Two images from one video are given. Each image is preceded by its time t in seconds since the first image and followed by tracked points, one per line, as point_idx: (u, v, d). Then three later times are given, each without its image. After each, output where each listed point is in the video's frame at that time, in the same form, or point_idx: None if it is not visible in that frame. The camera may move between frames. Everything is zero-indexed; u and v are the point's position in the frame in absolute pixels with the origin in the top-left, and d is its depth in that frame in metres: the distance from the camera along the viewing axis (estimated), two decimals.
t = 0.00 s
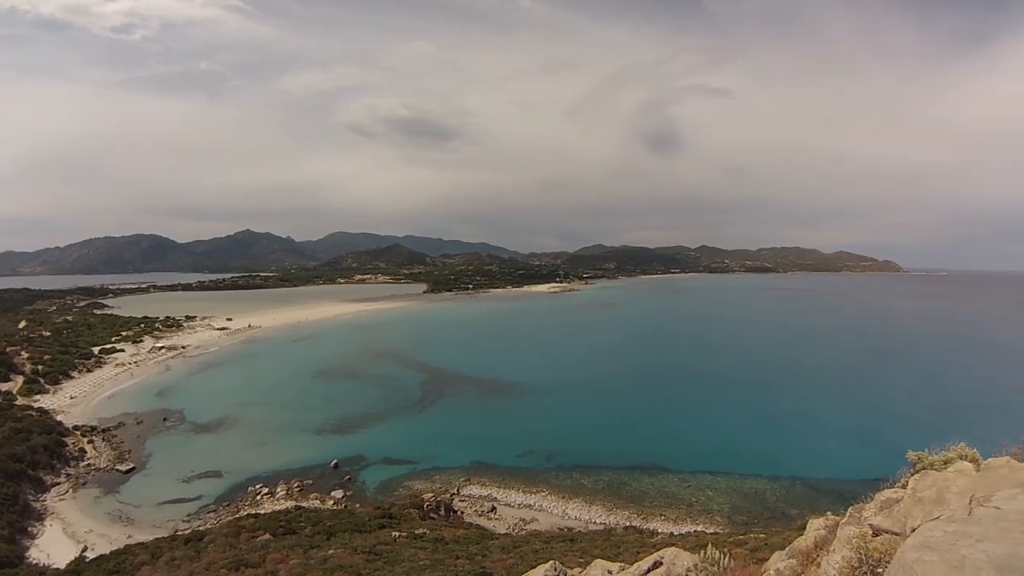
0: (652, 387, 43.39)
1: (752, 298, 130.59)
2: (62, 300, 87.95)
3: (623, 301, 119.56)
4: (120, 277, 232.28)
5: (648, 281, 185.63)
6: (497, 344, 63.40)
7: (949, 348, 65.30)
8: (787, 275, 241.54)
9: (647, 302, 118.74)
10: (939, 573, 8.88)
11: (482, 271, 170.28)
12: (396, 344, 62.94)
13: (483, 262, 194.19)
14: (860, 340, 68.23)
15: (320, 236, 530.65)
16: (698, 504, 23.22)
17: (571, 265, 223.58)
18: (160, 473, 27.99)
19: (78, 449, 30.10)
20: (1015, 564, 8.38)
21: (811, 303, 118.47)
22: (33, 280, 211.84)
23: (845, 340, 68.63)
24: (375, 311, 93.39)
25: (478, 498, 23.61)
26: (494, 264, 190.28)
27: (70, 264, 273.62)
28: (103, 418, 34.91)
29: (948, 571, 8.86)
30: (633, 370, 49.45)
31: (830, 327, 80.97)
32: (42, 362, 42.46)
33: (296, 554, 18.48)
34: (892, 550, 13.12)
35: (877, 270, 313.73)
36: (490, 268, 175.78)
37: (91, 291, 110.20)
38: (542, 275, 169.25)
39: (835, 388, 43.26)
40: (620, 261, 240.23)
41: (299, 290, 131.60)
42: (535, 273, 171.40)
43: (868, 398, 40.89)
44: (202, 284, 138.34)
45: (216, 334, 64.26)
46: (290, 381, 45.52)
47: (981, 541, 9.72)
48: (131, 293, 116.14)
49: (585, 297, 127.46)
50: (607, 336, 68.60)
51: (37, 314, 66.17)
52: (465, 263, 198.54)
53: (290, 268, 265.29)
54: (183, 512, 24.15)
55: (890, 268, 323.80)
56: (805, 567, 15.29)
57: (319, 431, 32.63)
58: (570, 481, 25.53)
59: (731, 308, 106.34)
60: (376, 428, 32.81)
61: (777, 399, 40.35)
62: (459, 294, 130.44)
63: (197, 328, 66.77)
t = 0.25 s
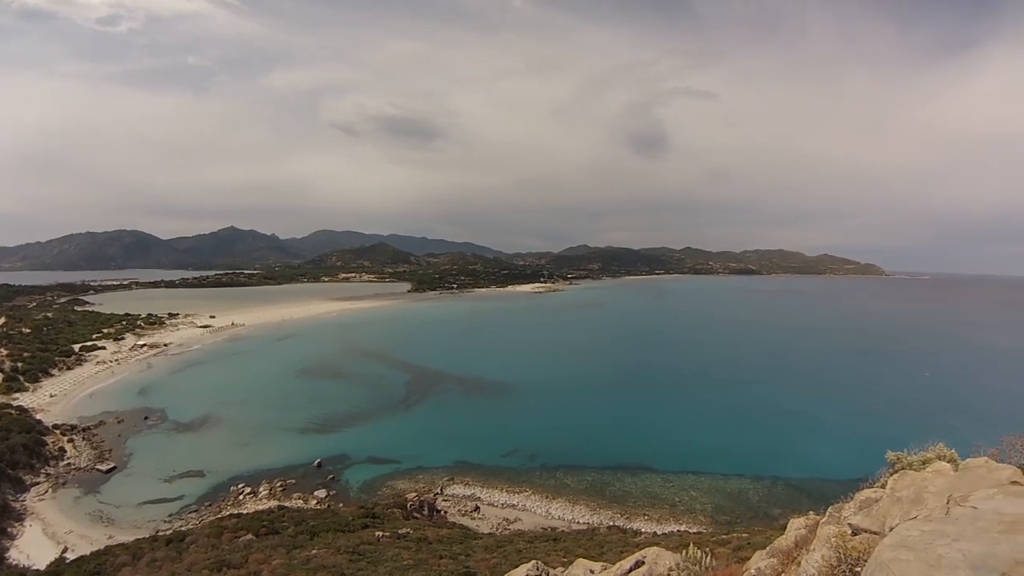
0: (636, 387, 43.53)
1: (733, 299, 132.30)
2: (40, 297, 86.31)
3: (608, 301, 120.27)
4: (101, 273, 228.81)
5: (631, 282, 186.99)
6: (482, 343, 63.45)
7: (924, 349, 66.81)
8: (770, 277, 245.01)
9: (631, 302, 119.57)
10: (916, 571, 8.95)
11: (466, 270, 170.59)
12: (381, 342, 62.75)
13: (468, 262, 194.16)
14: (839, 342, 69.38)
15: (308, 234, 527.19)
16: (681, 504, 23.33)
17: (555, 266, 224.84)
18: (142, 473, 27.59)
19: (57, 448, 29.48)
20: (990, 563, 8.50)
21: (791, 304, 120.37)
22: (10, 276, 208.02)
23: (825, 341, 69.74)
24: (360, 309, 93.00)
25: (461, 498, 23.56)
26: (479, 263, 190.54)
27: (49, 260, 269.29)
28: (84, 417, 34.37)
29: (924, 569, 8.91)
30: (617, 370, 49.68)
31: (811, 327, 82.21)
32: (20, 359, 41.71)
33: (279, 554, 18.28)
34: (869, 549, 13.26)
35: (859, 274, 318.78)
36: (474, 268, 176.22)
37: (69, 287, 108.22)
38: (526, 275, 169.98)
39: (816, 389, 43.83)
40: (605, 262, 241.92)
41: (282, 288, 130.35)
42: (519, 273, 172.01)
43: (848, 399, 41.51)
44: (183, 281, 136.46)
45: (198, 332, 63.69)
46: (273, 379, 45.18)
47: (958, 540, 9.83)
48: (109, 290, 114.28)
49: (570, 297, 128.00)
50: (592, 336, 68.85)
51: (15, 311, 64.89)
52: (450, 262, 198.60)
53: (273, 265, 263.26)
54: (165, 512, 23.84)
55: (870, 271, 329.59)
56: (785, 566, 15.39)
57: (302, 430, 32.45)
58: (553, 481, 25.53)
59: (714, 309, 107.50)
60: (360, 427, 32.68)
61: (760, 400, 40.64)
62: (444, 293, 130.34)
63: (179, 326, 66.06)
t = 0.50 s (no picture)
0: (625, 386, 43.68)
1: (718, 296, 133.66)
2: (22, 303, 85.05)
3: (596, 300, 120.92)
4: (86, 278, 226.17)
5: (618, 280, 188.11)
6: (471, 343, 63.54)
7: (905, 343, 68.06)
8: (756, 274, 247.87)
9: (619, 300, 120.27)
10: (902, 564, 8.89)
11: (454, 271, 170.74)
12: (370, 344, 62.66)
13: (455, 262, 194.33)
14: (824, 337, 70.29)
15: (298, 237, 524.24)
16: (673, 501, 23.43)
17: (542, 265, 225.79)
18: (132, 479, 27.30)
19: (45, 455, 29.06)
20: (976, 555, 8.52)
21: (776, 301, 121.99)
22: None
23: (810, 337, 70.65)
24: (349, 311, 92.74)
25: (453, 498, 23.53)
26: (467, 264, 190.70)
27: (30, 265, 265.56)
28: (71, 424, 33.98)
29: (910, 562, 8.87)
30: (607, 368, 49.89)
31: (797, 324, 83.19)
32: (5, 366, 41.17)
33: (270, 559, 18.11)
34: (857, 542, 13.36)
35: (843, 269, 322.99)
36: (461, 268, 176.46)
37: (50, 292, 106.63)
38: (513, 275, 170.47)
39: (803, 385, 44.27)
40: (592, 261, 243.23)
41: (269, 290, 129.40)
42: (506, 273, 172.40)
43: (834, 394, 42.01)
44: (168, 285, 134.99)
45: (185, 336, 63.25)
46: (262, 382, 44.90)
47: (943, 531, 9.94)
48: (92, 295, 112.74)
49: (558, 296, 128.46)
50: (581, 335, 69.05)
51: None
52: (437, 262, 198.60)
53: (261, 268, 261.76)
54: (156, 518, 23.61)
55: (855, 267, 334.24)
56: (775, 560, 15.49)
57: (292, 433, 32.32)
58: (544, 480, 25.54)
59: (700, 306, 108.48)
60: (350, 429, 32.60)
61: (749, 397, 40.88)
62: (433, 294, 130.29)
63: (166, 330, 65.55)
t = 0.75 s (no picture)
0: (606, 384, 43.91)
1: (696, 295, 135.42)
2: None
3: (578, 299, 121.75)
4: (58, 279, 221.69)
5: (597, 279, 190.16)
6: (453, 343, 63.53)
7: (878, 339, 69.76)
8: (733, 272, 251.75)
9: (601, 299, 121.40)
10: (878, 556, 9.04)
11: (433, 271, 170.99)
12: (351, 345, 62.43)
13: (435, 262, 194.12)
14: (801, 334, 71.61)
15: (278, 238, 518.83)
16: (654, 498, 23.55)
17: (522, 264, 227.44)
18: (110, 486, 26.78)
19: (19, 463, 28.37)
20: (948, 546, 8.81)
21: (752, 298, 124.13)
22: None
23: (787, 333, 71.93)
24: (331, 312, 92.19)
25: (434, 499, 23.47)
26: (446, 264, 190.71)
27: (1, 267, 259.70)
28: (46, 430, 33.33)
29: (884, 554, 9.05)
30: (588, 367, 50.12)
31: (774, 321, 84.51)
32: None
33: (251, 563, 17.85)
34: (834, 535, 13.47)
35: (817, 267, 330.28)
36: (441, 268, 176.79)
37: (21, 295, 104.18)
38: (492, 274, 171.31)
39: (783, 381, 44.86)
40: (571, 260, 245.77)
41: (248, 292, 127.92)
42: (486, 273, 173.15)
43: (812, 390, 42.66)
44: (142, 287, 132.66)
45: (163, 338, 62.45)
46: (241, 385, 44.48)
47: (916, 523, 10.12)
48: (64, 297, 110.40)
49: (540, 296, 129.19)
50: (563, 334, 69.31)
51: None
52: (417, 262, 198.72)
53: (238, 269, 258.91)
54: (135, 525, 23.21)
55: (830, 266, 341.06)
56: (754, 554, 15.64)
57: (274, 436, 32.04)
58: (525, 479, 25.55)
59: (680, 305, 109.83)
60: (331, 431, 32.41)
61: (728, 393, 41.31)
62: (414, 294, 130.10)
63: (144, 333, 64.65)
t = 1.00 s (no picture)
0: (580, 383, 44.21)
1: (670, 294, 137.55)
2: None
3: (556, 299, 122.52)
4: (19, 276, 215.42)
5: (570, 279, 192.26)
6: (430, 343, 63.48)
7: (846, 338, 71.63)
8: (705, 272, 256.18)
9: (579, 300, 122.33)
10: (846, 552, 9.10)
11: (404, 269, 170.83)
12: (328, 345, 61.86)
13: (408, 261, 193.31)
14: (771, 333, 73.06)
15: (252, 236, 510.91)
16: (628, 496, 23.65)
17: (495, 263, 228.77)
18: (79, 490, 25.97)
19: None
20: (915, 541, 8.94)
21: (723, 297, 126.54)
22: None
23: (759, 332, 73.33)
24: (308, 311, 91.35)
25: (409, 499, 23.33)
26: (419, 263, 189.85)
27: None
28: (11, 433, 32.34)
29: (853, 549, 9.13)
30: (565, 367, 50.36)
31: (747, 320, 86.04)
32: None
33: (224, 568, 17.41)
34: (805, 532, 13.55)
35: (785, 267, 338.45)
36: (413, 267, 176.77)
37: None
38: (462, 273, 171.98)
39: (755, 380, 45.53)
40: (543, 260, 248.12)
41: (221, 291, 125.70)
42: (459, 272, 173.71)
43: (784, 388, 43.39)
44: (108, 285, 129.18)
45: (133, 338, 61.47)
46: (213, 385, 43.81)
47: (884, 519, 10.25)
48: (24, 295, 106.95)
49: (518, 296, 129.63)
50: (538, 335, 69.72)
51: None
52: (389, 261, 198.49)
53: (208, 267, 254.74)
54: (105, 530, 22.54)
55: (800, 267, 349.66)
56: (727, 551, 15.70)
57: (247, 437, 31.58)
58: (500, 478, 25.51)
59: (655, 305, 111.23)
60: (306, 432, 32.10)
61: (701, 392, 41.83)
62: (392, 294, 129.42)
63: (114, 333, 63.33)
